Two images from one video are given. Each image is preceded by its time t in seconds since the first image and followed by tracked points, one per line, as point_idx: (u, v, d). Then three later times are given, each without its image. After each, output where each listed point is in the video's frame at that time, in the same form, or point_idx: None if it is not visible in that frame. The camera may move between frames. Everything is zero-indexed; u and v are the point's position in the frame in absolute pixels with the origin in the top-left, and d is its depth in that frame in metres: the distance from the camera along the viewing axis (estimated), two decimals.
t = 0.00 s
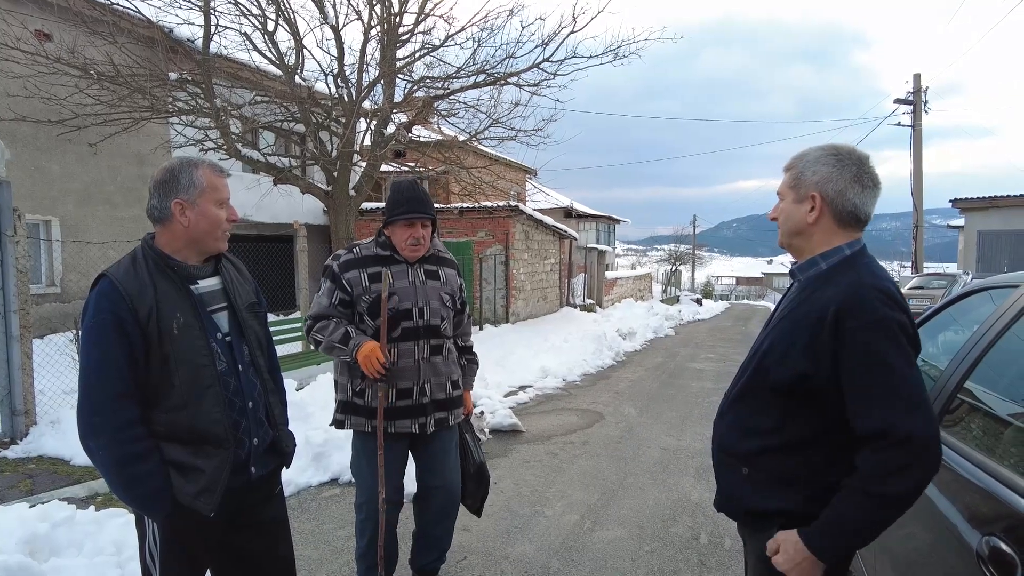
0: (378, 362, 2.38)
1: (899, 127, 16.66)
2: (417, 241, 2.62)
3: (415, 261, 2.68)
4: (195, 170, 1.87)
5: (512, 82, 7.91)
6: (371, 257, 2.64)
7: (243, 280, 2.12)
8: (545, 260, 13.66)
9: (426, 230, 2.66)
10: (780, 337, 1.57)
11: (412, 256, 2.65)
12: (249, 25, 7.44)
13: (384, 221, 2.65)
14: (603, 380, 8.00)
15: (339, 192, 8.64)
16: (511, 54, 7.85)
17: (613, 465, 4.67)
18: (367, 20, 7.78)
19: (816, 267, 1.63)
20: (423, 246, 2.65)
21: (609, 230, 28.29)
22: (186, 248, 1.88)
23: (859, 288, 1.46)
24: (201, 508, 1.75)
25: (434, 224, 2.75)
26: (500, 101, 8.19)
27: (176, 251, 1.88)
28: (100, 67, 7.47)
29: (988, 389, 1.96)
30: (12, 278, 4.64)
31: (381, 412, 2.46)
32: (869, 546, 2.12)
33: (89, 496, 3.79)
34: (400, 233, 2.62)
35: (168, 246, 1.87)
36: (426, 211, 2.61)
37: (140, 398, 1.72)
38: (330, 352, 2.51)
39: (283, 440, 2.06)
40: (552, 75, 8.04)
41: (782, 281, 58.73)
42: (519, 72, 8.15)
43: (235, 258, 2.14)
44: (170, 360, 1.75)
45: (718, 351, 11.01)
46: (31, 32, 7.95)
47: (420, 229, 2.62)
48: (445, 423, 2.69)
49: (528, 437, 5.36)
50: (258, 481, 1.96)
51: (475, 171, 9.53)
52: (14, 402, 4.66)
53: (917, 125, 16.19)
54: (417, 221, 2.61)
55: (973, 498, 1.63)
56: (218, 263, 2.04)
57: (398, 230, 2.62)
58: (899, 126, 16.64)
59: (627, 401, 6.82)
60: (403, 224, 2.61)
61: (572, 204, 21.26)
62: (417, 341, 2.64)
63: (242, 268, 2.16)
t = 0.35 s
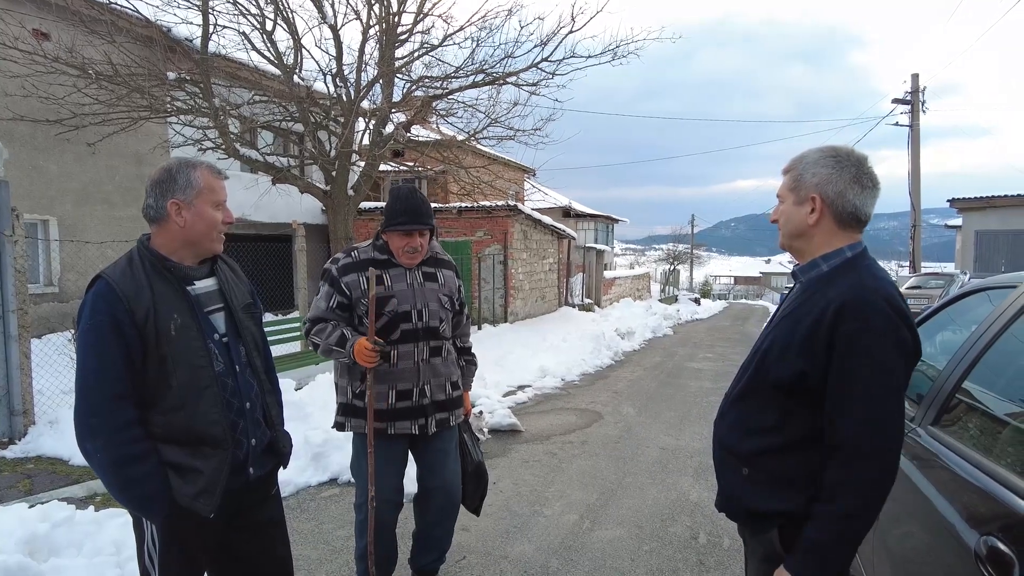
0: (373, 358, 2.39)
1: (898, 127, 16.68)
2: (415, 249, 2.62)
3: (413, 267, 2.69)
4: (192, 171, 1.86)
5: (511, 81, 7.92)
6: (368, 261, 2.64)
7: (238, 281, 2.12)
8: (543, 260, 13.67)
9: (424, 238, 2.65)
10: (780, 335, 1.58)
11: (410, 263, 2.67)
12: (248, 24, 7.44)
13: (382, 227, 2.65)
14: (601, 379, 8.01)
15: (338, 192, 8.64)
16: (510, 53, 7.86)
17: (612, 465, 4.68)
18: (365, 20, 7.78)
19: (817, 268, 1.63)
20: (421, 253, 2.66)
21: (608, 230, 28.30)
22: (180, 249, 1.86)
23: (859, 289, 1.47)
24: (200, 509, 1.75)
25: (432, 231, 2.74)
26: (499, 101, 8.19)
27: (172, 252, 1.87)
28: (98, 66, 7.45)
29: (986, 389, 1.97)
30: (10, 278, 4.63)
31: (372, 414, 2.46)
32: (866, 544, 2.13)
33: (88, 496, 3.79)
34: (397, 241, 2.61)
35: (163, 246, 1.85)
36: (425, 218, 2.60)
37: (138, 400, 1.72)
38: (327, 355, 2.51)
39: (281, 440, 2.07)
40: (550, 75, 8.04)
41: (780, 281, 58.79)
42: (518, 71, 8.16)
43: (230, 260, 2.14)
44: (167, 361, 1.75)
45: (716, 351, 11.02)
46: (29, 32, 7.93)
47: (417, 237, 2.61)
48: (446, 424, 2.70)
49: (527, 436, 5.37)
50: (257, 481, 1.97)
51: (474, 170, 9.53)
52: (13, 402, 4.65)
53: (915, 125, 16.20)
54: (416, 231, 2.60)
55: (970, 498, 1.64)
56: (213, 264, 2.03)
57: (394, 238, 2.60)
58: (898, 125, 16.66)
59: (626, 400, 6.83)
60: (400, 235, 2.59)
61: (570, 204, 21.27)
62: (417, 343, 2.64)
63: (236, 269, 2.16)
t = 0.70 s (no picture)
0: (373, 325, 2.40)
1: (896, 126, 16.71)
2: (421, 249, 2.62)
3: (418, 267, 2.69)
4: (190, 169, 1.85)
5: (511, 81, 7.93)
6: (372, 257, 2.65)
7: (235, 281, 2.09)
8: (542, 259, 13.68)
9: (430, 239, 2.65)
10: (783, 337, 1.59)
11: (415, 263, 2.66)
12: (248, 24, 7.45)
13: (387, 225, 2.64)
14: (601, 379, 8.02)
15: (338, 192, 8.64)
16: (509, 53, 7.88)
17: (612, 465, 4.69)
18: (365, 20, 7.78)
19: (819, 270, 1.63)
20: (427, 253, 2.67)
21: (607, 230, 28.35)
22: (176, 248, 1.84)
23: (862, 291, 1.47)
24: (200, 512, 1.71)
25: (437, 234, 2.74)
26: (499, 101, 8.21)
27: (169, 252, 1.84)
28: (98, 65, 7.45)
29: (988, 391, 1.97)
30: (10, 278, 4.63)
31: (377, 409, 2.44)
32: (868, 545, 2.14)
33: (88, 496, 3.78)
34: (402, 241, 2.60)
35: (159, 246, 1.83)
36: (431, 219, 2.59)
37: (136, 402, 1.68)
38: (332, 343, 2.50)
39: (282, 441, 2.04)
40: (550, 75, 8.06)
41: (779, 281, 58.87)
42: (517, 71, 8.18)
43: (227, 260, 2.12)
44: (165, 363, 1.71)
45: (716, 351, 11.04)
46: (28, 31, 7.93)
47: (424, 238, 2.60)
48: (447, 421, 2.70)
49: (527, 436, 5.37)
50: (257, 482, 1.94)
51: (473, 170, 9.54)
52: (13, 402, 4.64)
53: (913, 125, 16.23)
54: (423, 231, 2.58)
55: (974, 497, 1.64)
56: (211, 264, 2.01)
57: (401, 239, 2.60)
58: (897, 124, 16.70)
59: (626, 400, 6.84)
60: (407, 234, 2.58)
61: (569, 204, 21.30)
62: (420, 340, 2.65)
63: (234, 268, 2.14)
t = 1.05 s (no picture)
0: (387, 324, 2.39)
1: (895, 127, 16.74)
2: (424, 252, 2.61)
3: (420, 269, 2.68)
4: (174, 168, 1.80)
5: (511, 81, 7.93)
6: (374, 258, 2.64)
7: (233, 282, 2.07)
8: (541, 259, 13.67)
9: (433, 242, 2.63)
10: (790, 342, 1.59)
11: (418, 265, 2.65)
12: (247, 24, 7.44)
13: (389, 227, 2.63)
14: (601, 380, 8.02)
15: (337, 192, 8.63)
16: (509, 53, 7.87)
17: (613, 466, 4.69)
18: (365, 20, 7.77)
19: (827, 274, 1.63)
20: (430, 256, 2.65)
21: (606, 230, 28.38)
22: (165, 250, 1.80)
23: (873, 296, 1.46)
24: (199, 518, 1.70)
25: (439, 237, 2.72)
26: (499, 101, 8.20)
27: (158, 254, 1.80)
28: (96, 65, 7.42)
29: (991, 393, 1.96)
30: (8, 278, 4.61)
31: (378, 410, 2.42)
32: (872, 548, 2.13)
33: (87, 498, 3.77)
34: (406, 244, 2.59)
35: (149, 249, 1.80)
36: (435, 222, 2.57)
37: (130, 408, 1.66)
38: (340, 343, 2.47)
39: (282, 443, 2.02)
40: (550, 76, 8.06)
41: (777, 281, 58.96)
42: (517, 71, 8.17)
43: (223, 260, 2.09)
44: (159, 367, 1.69)
45: (715, 351, 11.04)
46: (26, 31, 7.90)
47: (428, 242, 2.59)
48: (448, 423, 2.69)
49: (527, 437, 5.37)
50: (257, 486, 1.92)
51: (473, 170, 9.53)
52: (11, 403, 4.63)
53: (912, 125, 16.24)
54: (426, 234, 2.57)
55: (978, 499, 1.63)
56: (206, 266, 1.99)
57: (404, 242, 2.58)
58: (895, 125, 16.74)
59: (626, 401, 6.84)
60: (410, 238, 2.56)
61: (568, 204, 21.31)
62: (422, 341, 2.63)
63: (230, 269, 2.11)
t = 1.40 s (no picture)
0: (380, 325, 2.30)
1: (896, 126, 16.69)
2: (424, 252, 2.53)
3: (420, 269, 2.60)
4: (165, 165, 1.73)
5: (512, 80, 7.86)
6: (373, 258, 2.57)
7: (227, 286, 1.99)
8: (542, 259, 13.60)
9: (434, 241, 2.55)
10: (820, 349, 1.55)
11: (418, 265, 2.57)
12: (246, 22, 7.37)
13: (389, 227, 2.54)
14: (603, 381, 7.94)
15: (337, 191, 8.56)
16: (510, 51, 7.80)
17: (617, 470, 4.61)
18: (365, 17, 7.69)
19: (863, 276, 1.58)
20: (430, 256, 2.57)
21: (606, 229, 28.33)
22: (154, 251, 1.72)
23: (916, 301, 1.41)
24: (193, 533, 1.63)
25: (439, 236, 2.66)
26: (499, 100, 8.12)
27: (146, 255, 1.73)
28: (94, 63, 7.35)
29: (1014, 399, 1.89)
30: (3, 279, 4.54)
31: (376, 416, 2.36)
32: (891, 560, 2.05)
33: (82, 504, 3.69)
34: (406, 243, 2.51)
35: (138, 250, 1.72)
36: (434, 220, 2.51)
37: (121, 418, 1.59)
38: (332, 342, 2.42)
39: (279, 453, 1.95)
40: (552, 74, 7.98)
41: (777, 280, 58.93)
42: (519, 70, 8.09)
43: (216, 262, 2.01)
44: (151, 376, 1.61)
45: (717, 352, 10.96)
46: (23, 28, 7.83)
47: (428, 240, 2.51)
48: (449, 429, 2.60)
49: (530, 440, 5.29)
50: (253, 498, 1.85)
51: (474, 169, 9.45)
52: (6, 406, 4.55)
53: (914, 124, 16.20)
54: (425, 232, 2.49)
55: (1001, 506, 1.56)
56: (199, 268, 1.91)
57: (404, 241, 2.51)
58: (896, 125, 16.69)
59: (629, 402, 6.76)
60: (410, 236, 2.49)
61: (569, 203, 21.25)
62: (421, 344, 2.55)
63: (225, 272, 2.04)
